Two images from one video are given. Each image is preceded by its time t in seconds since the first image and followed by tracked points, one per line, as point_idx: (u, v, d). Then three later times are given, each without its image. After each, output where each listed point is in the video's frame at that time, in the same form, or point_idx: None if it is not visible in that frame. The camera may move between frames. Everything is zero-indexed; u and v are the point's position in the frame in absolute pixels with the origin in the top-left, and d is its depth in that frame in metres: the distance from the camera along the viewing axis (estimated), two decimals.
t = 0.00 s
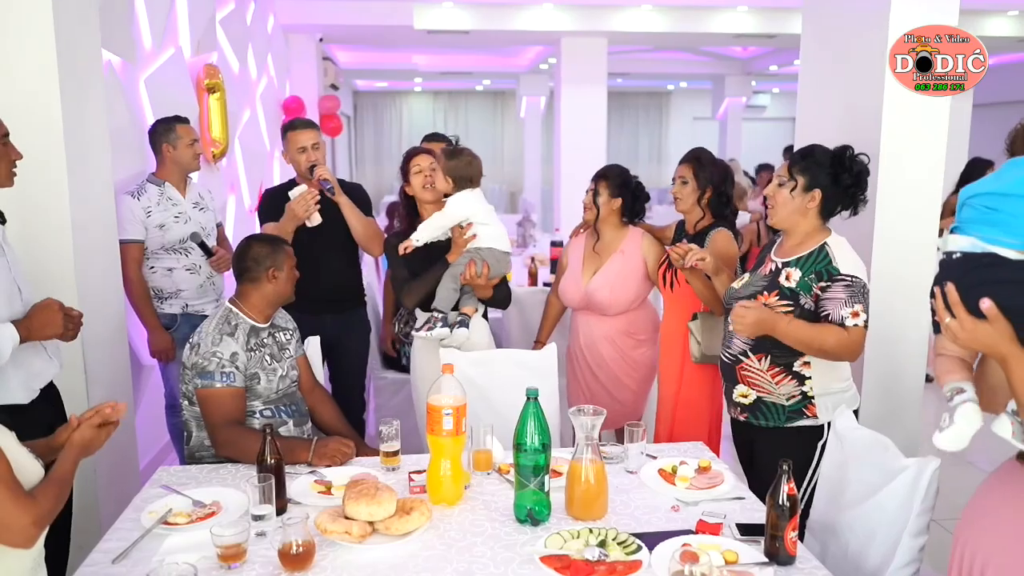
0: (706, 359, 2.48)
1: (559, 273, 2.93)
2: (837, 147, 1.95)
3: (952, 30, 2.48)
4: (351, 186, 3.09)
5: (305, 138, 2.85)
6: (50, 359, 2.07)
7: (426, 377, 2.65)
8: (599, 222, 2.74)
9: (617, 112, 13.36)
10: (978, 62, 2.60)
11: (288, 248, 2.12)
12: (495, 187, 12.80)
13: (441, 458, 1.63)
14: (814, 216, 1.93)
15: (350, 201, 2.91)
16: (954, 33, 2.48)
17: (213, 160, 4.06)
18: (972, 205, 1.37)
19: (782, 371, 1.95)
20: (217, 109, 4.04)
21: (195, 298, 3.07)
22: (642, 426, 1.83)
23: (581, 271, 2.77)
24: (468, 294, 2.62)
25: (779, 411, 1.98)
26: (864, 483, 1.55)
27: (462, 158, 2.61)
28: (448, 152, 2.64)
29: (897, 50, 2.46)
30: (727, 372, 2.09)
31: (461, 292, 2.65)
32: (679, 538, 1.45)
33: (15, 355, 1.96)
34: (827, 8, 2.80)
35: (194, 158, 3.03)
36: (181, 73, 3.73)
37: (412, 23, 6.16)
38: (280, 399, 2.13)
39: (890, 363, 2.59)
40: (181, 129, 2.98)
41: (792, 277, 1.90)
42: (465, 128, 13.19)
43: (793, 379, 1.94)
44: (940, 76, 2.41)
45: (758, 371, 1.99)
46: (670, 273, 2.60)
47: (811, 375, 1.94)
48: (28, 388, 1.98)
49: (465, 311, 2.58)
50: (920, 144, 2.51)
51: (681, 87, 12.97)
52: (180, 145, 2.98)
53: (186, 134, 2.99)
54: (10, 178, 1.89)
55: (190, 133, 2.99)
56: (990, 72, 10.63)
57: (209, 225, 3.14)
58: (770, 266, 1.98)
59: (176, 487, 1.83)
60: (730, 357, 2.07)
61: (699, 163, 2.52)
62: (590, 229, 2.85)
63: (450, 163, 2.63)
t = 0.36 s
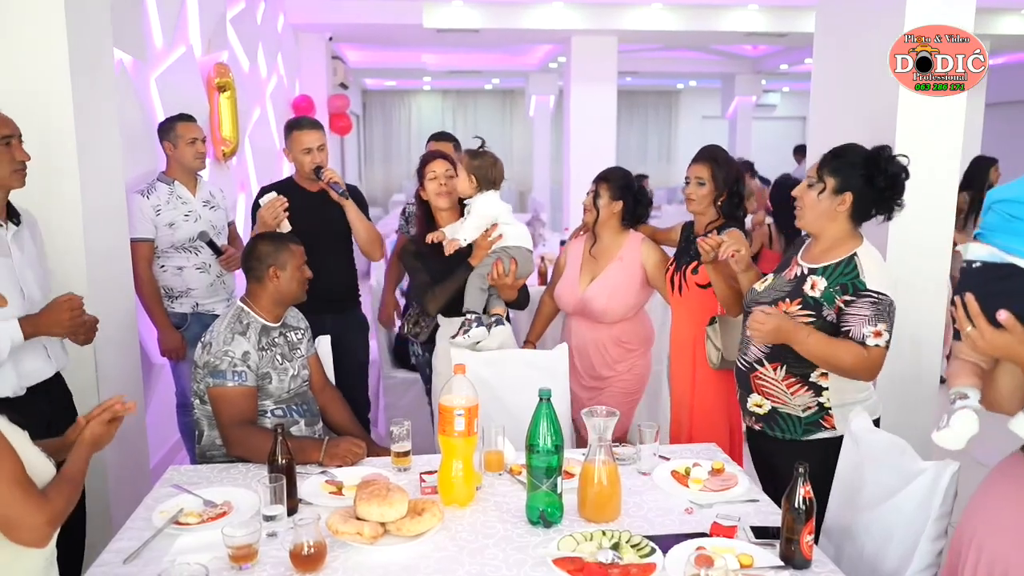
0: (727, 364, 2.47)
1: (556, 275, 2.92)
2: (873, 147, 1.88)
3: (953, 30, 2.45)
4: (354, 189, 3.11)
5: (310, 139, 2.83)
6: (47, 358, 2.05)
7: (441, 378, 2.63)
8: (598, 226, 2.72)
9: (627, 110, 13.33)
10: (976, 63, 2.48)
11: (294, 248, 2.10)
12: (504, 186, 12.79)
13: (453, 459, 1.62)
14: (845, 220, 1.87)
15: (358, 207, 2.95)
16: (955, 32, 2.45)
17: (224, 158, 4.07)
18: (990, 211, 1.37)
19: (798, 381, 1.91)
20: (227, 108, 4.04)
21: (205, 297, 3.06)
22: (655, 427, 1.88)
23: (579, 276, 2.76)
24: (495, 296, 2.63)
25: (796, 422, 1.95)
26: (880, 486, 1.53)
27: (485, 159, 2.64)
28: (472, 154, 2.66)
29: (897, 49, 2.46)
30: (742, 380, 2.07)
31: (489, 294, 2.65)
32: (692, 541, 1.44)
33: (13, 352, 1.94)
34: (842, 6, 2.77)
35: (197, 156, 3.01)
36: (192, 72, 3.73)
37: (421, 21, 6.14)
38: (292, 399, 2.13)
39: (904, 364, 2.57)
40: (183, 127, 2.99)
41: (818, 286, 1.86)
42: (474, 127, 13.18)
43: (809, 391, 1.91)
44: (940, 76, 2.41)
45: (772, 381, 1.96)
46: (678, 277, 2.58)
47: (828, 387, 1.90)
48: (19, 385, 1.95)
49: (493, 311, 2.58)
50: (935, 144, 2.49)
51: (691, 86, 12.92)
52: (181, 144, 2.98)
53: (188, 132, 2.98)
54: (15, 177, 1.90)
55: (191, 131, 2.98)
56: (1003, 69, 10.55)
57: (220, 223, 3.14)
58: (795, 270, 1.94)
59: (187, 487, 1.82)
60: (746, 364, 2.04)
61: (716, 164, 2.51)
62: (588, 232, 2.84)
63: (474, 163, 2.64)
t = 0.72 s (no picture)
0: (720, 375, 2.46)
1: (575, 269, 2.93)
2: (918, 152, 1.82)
3: (953, 30, 2.46)
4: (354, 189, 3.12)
5: (314, 138, 2.85)
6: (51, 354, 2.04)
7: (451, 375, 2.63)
8: (616, 225, 2.72)
9: (634, 110, 13.32)
10: (978, 62, 2.45)
11: (303, 248, 2.10)
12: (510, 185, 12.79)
13: (464, 457, 1.63)
14: (874, 226, 1.84)
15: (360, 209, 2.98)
16: (955, 32, 2.46)
17: (233, 157, 4.08)
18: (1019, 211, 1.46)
19: (821, 395, 1.90)
20: (236, 107, 4.06)
21: (215, 296, 3.07)
22: (664, 426, 1.82)
23: (591, 269, 2.77)
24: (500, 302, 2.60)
25: (819, 438, 1.93)
26: (893, 486, 1.53)
27: (483, 159, 2.55)
28: (468, 155, 2.57)
29: (897, 49, 2.48)
30: (766, 391, 2.05)
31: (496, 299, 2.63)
32: (704, 540, 1.44)
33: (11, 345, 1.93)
34: (854, 4, 2.76)
35: (202, 156, 3.00)
36: (202, 71, 3.75)
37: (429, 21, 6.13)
38: (301, 397, 2.14)
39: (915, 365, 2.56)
40: (188, 126, 2.98)
41: (846, 296, 1.85)
42: (480, 126, 13.18)
43: (833, 404, 1.90)
44: (940, 76, 2.41)
45: (794, 394, 1.95)
46: (685, 284, 2.58)
47: (854, 401, 1.89)
48: (17, 379, 1.94)
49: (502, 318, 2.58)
50: (946, 144, 2.49)
51: (698, 85, 12.89)
52: (187, 143, 2.98)
53: (193, 131, 2.98)
54: (22, 174, 1.92)
55: (196, 130, 2.97)
56: (1011, 68, 10.50)
57: (230, 222, 3.14)
58: (823, 278, 1.93)
59: (198, 484, 1.83)
60: (769, 377, 2.03)
61: (721, 170, 2.51)
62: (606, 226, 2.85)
63: (473, 164, 2.56)
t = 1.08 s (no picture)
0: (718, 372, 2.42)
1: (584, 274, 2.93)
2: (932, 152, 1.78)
3: (954, 29, 2.44)
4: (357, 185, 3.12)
5: (327, 142, 2.87)
6: (52, 355, 2.04)
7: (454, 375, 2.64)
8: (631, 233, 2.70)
9: (638, 109, 13.30)
10: (978, 62, 2.44)
11: (305, 248, 2.09)
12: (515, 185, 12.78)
13: (469, 457, 1.63)
14: (886, 228, 1.82)
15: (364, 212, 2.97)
16: (956, 32, 2.44)
17: (238, 157, 4.09)
18: None
19: (831, 403, 1.88)
20: (241, 106, 4.06)
21: (220, 296, 3.07)
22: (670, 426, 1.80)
23: (599, 274, 2.77)
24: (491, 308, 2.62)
25: (828, 445, 1.91)
26: (900, 487, 1.52)
27: (501, 164, 2.58)
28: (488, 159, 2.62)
29: (896, 49, 2.50)
30: (775, 396, 2.04)
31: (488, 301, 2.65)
32: (710, 541, 1.44)
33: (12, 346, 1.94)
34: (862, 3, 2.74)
35: (206, 156, 3.00)
36: (207, 70, 3.75)
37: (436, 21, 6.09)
38: (307, 396, 2.14)
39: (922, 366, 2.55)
40: (191, 126, 2.98)
41: (853, 301, 1.84)
42: (484, 125, 13.18)
43: (844, 412, 1.87)
44: (940, 76, 2.39)
45: (805, 402, 1.92)
46: (691, 277, 2.57)
47: (864, 409, 1.86)
48: (16, 379, 1.95)
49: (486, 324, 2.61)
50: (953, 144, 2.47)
51: (703, 84, 12.86)
52: (190, 143, 2.98)
53: (196, 131, 2.97)
54: (27, 173, 1.93)
55: (198, 130, 2.96)
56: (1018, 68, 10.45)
57: (236, 221, 3.14)
58: (834, 282, 1.92)
59: (203, 484, 1.83)
60: (780, 381, 2.01)
61: (732, 163, 2.51)
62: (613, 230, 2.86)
63: (492, 168, 2.59)
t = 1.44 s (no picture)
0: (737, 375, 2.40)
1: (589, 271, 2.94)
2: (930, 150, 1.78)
3: (953, 30, 2.42)
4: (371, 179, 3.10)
5: (338, 139, 2.88)
6: (66, 354, 2.05)
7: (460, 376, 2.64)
8: (638, 220, 2.70)
9: (644, 109, 13.28)
10: (978, 62, 2.44)
11: (309, 248, 2.10)
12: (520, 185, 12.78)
13: (476, 457, 1.62)
14: (885, 227, 1.82)
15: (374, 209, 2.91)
16: (956, 33, 2.42)
17: (244, 156, 4.09)
18: None
19: (836, 406, 1.87)
20: (247, 106, 4.07)
21: (227, 296, 3.08)
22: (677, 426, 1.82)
23: (604, 267, 2.78)
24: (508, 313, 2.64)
25: (834, 448, 1.90)
26: (909, 488, 1.52)
27: (498, 180, 2.50)
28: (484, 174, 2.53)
29: (897, 49, 2.52)
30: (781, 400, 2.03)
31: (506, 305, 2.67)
32: (718, 542, 1.43)
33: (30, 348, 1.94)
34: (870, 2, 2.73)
35: (213, 156, 3.00)
36: (213, 70, 3.76)
37: (440, 20, 6.13)
38: (311, 395, 2.14)
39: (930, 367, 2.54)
40: (198, 126, 2.99)
41: (855, 302, 1.83)
42: (490, 125, 13.18)
43: (849, 415, 1.87)
44: (940, 76, 2.39)
45: (810, 405, 1.92)
46: (701, 280, 2.57)
47: (869, 412, 1.85)
48: (38, 380, 1.94)
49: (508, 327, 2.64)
50: (961, 143, 2.46)
51: (708, 84, 12.84)
52: (197, 143, 2.98)
53: (203, 131, 2.98)
54: (31, 172, 1.92)
55: (205, 130, 2.98)
56: None
57: (243, 221, 3.14)
58: (838, 284, 1.91)
59: (211, 483, 1.84)
60: (785, 385, 2.01)
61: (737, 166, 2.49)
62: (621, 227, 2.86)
63: (487, 185, 2.52)
